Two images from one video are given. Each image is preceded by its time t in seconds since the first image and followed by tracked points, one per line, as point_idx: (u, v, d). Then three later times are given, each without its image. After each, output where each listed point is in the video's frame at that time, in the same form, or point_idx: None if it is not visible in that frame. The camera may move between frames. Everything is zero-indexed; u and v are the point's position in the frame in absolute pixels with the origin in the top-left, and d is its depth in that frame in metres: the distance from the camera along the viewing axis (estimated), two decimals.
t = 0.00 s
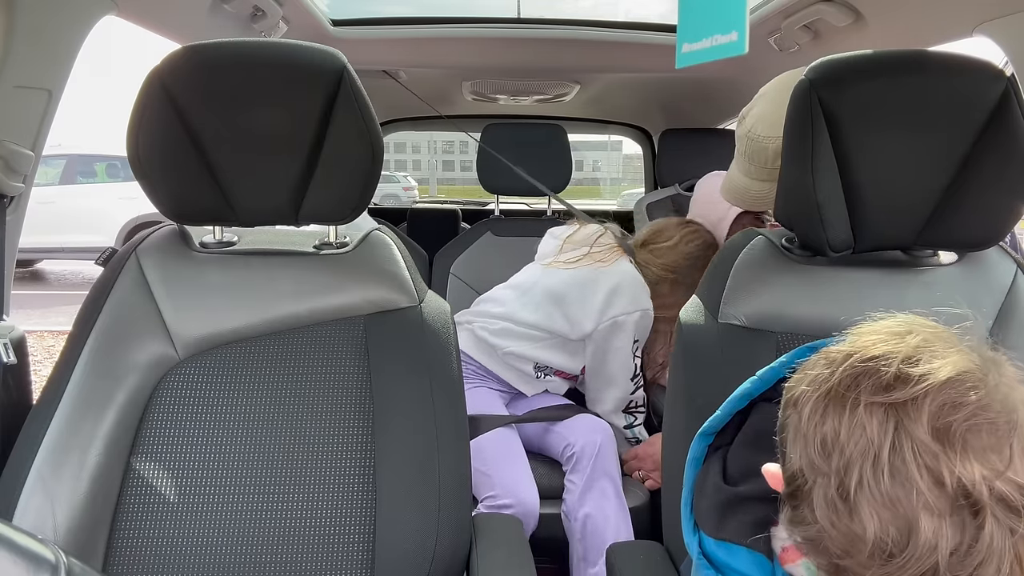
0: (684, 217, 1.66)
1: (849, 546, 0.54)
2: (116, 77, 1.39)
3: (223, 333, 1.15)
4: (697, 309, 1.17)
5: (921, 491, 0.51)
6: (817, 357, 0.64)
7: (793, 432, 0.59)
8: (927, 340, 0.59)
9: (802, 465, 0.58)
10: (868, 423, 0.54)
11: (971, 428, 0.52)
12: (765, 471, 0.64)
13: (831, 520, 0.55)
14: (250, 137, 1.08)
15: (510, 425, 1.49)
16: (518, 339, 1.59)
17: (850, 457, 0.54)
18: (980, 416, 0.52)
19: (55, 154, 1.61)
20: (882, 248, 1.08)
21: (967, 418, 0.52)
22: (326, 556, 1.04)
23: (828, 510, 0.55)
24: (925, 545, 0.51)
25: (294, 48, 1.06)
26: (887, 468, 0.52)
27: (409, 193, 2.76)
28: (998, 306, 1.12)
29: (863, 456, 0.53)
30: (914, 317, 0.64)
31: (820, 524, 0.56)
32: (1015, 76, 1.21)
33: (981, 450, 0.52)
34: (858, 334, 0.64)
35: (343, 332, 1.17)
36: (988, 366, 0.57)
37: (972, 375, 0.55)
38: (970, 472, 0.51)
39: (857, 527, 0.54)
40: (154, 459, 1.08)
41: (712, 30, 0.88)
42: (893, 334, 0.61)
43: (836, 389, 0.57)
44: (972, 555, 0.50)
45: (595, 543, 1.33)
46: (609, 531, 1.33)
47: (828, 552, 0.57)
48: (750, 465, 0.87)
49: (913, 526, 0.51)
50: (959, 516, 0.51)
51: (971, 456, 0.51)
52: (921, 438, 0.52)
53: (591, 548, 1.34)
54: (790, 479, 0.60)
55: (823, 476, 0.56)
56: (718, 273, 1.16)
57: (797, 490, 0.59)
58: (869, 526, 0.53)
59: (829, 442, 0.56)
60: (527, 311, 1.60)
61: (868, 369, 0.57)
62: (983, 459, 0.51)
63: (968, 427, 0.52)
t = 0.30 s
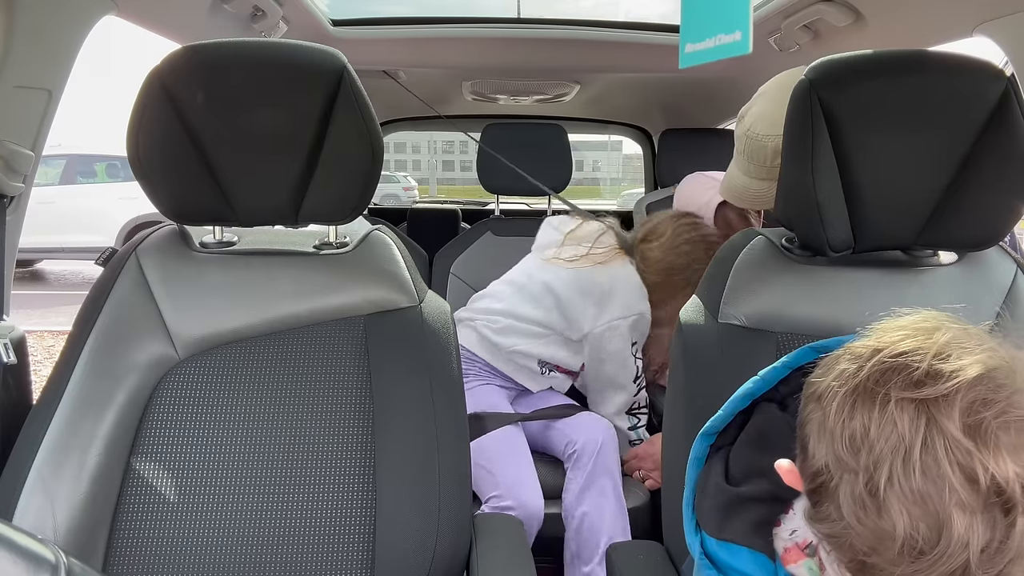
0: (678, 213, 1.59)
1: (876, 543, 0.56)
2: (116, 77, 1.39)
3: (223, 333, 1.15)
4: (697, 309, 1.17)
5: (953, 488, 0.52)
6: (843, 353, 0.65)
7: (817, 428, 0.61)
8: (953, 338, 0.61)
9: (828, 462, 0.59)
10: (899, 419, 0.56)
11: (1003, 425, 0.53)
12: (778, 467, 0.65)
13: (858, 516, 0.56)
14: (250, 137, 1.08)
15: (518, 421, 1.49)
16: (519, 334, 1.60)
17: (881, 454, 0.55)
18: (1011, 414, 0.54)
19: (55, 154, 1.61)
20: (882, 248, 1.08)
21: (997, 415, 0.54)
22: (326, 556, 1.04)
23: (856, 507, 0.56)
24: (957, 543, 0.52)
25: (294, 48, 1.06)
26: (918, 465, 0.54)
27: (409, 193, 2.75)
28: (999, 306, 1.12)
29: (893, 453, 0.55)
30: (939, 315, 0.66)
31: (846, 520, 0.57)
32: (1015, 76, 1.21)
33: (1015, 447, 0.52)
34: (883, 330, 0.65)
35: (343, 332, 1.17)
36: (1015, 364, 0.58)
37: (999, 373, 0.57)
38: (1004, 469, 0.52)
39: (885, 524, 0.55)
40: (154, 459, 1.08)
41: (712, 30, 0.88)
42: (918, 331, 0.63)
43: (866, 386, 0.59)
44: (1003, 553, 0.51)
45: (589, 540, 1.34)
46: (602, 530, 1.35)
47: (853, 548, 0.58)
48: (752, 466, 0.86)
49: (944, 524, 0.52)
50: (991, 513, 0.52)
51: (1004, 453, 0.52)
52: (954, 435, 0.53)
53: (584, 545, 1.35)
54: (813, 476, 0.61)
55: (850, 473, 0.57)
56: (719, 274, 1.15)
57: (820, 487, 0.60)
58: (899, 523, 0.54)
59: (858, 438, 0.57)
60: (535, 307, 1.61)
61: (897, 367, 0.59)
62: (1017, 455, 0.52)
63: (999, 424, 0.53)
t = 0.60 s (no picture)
0: (604, 177, 1.69)
1: (882, 535, 0.54)
2: (117, 77, 1.39)
3: (223, 333, 1.15)
4: (697, 309, 1.17)
5: (963, 481, 0.51)
6: (853, 346, 0.65)
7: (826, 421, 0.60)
8: (963, 334, 0.61)
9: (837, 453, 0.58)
10: (910, 412, 0.55)
11: (1014, 421, 0.53)
12: (782, 462, 0.65)
13: (864, 508, 0.55)
14: (250, 137, 1.08)
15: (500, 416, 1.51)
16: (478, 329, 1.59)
17: (891, 445, 0.54)
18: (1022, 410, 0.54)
19: (55, 154, 1.61)
20: (882, 248, 1.08)
21: (1009, 411, 0.53)
22: (326, 556, 1.04)
23: (863, 498, 0.55)
24: (965, 536, 0.51)
25: (294, 48, 1.06)
26: (928, 457, 0.53)
27: (410, 193, 2.73)
28: (999, 306, 1.13)
29: (904, 445, 0.54)
30: (950, 311, 0.66)
31: (852, 512, 0.56)
32: (1016, 77, 1.21)
33: None
34: (893, 325, 0.65)
35: (343, 332, 1.17)
36: None
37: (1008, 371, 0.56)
38: (1015, 465, 0.51)
39: (892, 516, 0.54)
40: (155, 459, 1.08)
41: (711, 30, 0.88)
42: (929, 326, 0.62)
43: (878, 378, 0.58)
44: (1009, 548, 0.51)
45: (596, 544, 1.34)
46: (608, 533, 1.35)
47: (858, 540, 0.57)
48: (753, 463, 0.87)
49: (953, 517, 0.51)
50: (1000, 508, 0.51)
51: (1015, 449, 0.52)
52: (965, 429, 0.52)
53: (592, 550, 1.34)
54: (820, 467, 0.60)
55: (858, 464, 0.56)
56: (718, 274, 1.15)
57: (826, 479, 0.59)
58: (906, 515, 0.53)
59: (868, 430, 0.56)
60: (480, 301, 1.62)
61: (909, 360, 0.58)
62: None
63: (1011, 421, 0.53)
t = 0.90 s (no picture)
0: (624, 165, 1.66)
1: (883, 527, 0.55)
2: (117, 77, 1.39)
3: (223, 333, 1.15)
4: (697, 309, 1.16)
5: (964, 475, 0.52)
6: (857, 342, 0.66)
7: (829, 415, 0.61)
8: (966, 329, 0.61)
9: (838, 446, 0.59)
10: (912, 405, 0.55)
11: (1016, 415, 0.53)
12: (783, 455, 0.66)
13: (866, 500, 0.56)
14: (250, 137, 1.08)
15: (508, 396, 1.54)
16: (470, 311, 1.56)
17: (892, 438, 0.55)
18: None
19: (55, 154, 1.60)
20: (882, 248, 1.08)
21: (1011, 405, 0.53)
22: (326, 556, 1.04)
23: (864, 491, 0.56)
24: (965, 529, 0.51)
25: (294, 48, 1.06)
26: (929, 451, 0.53)
27: (409, 194, 2.74)
28: (998, 306, 1.12)
29: (905, 439, 0.54)
30: (956, 307, 0.66)
31: (853, 505, 0.57)
32: (1015, 78, 1.21)
33: None
34: (897, 321, 0.65)
35: (344, 332, 1.17)
36: None
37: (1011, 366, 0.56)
38: (1017, 458, 0.51)
39: (893, 508, 0.54)
40: (155, 459, 1.08)
41: (710, 30, 0.88)
42: (931, 322, 0.63)
43: (880, 373, 0.59)
44: (1010, 543, 0.51)
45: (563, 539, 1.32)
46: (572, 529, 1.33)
47: (859, 533, 0.58)
48: (753, 462, 0.86)
49: (953, 510, 0.52)
50: (1001, 501, 0.51)
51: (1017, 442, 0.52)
52: (966, 422, 0.53)
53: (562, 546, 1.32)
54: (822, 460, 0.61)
55: (858, 456, 0.57)
56: (718, 274, 1.15)
57: (826, 472, 0.60)
58: (906, 508, 0.53)
59: (871, 424, 0.57)
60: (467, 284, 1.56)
61: (911, 355, 0.59)
62: None
63: (1013, 415, 0.53)
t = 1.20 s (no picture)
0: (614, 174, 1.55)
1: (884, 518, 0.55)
2: (116, 76, 1.39)
3: (223, 333, 1.15)
4: (697, 309, 1.16)
5: (966, 467, 0.52)
6: (860, 335, 0.66)
7: (831, 408, 0.61)
8: (967, 322, 0.61)
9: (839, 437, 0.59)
10: (914, 398, 0.56)
11: (1016, 410, 0.54)
12: (783, 449, 0.66)
13: (867, 493, 0.56)
14: (250, 137, 1.08)
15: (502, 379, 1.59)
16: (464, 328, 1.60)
17: (894, 430, 0.55)
18: None
19: (55, 154, 1.60)
20: (882, 248, 1.08)
21: (1011, 399, 0.54)
22: (326, 556, 1.04)
23: (866, 483, 0.56)
24: (967, 521, 0.52)
25: (294, 48, 1.06)
26: (931, 443, 0.54)
27: (409, 193, 2.71)
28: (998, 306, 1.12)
29: (908, 431, 0.55)
30: (957, 301, 0.66)
31: (854, 497, 0.57)
32: (1016, 78, 1.21)
33: None
34: (900, 315, 0.65)
35: (343, 331, 1.17)
36: None
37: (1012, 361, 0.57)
38: (1017, 452, 0.52)
39: (895, 501, 0.54)
40: (154, 459, 1.08)
41: (710, 30, 0.88)
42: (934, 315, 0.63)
43: (884, 365, 0.59)
44: (1010, 534, 0.52)
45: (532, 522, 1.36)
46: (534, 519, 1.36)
47: (860, 525, 0.57)
48: (754, 461, 0.86)
49: (954, 501, 0.52)
50: (1001, 493, 0.52)
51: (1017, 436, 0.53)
52: (969, 416, 0.53)
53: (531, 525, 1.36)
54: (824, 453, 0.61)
55: (859, 447, 0.57)
56: (718, 274, 1.15)
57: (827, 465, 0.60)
58: (909, 500, 0.54)
59: (873, 417, 0.57)
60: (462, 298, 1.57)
61: (913, 349, 0.59)
62: None
63: (1014, 409, 0.54)
